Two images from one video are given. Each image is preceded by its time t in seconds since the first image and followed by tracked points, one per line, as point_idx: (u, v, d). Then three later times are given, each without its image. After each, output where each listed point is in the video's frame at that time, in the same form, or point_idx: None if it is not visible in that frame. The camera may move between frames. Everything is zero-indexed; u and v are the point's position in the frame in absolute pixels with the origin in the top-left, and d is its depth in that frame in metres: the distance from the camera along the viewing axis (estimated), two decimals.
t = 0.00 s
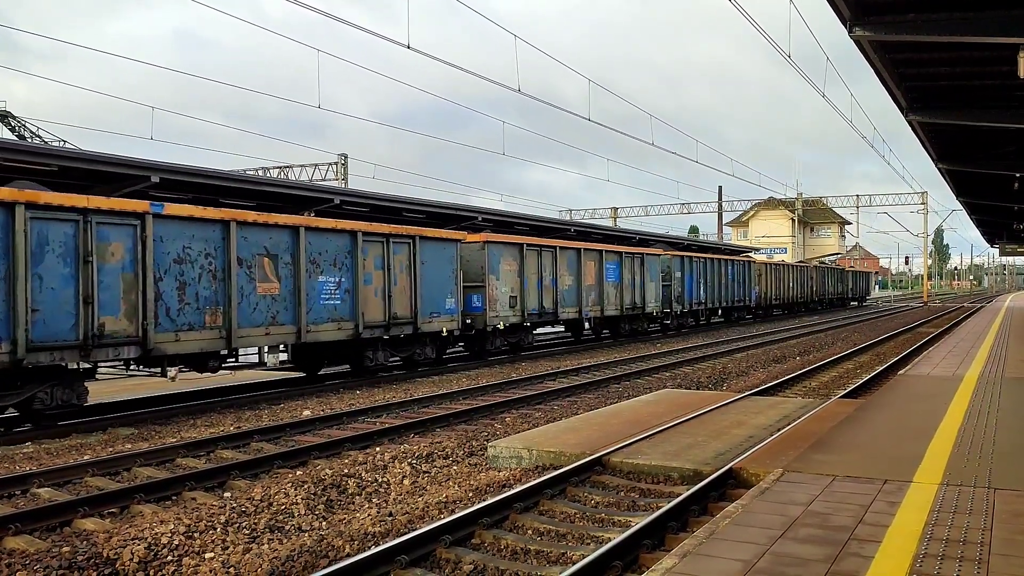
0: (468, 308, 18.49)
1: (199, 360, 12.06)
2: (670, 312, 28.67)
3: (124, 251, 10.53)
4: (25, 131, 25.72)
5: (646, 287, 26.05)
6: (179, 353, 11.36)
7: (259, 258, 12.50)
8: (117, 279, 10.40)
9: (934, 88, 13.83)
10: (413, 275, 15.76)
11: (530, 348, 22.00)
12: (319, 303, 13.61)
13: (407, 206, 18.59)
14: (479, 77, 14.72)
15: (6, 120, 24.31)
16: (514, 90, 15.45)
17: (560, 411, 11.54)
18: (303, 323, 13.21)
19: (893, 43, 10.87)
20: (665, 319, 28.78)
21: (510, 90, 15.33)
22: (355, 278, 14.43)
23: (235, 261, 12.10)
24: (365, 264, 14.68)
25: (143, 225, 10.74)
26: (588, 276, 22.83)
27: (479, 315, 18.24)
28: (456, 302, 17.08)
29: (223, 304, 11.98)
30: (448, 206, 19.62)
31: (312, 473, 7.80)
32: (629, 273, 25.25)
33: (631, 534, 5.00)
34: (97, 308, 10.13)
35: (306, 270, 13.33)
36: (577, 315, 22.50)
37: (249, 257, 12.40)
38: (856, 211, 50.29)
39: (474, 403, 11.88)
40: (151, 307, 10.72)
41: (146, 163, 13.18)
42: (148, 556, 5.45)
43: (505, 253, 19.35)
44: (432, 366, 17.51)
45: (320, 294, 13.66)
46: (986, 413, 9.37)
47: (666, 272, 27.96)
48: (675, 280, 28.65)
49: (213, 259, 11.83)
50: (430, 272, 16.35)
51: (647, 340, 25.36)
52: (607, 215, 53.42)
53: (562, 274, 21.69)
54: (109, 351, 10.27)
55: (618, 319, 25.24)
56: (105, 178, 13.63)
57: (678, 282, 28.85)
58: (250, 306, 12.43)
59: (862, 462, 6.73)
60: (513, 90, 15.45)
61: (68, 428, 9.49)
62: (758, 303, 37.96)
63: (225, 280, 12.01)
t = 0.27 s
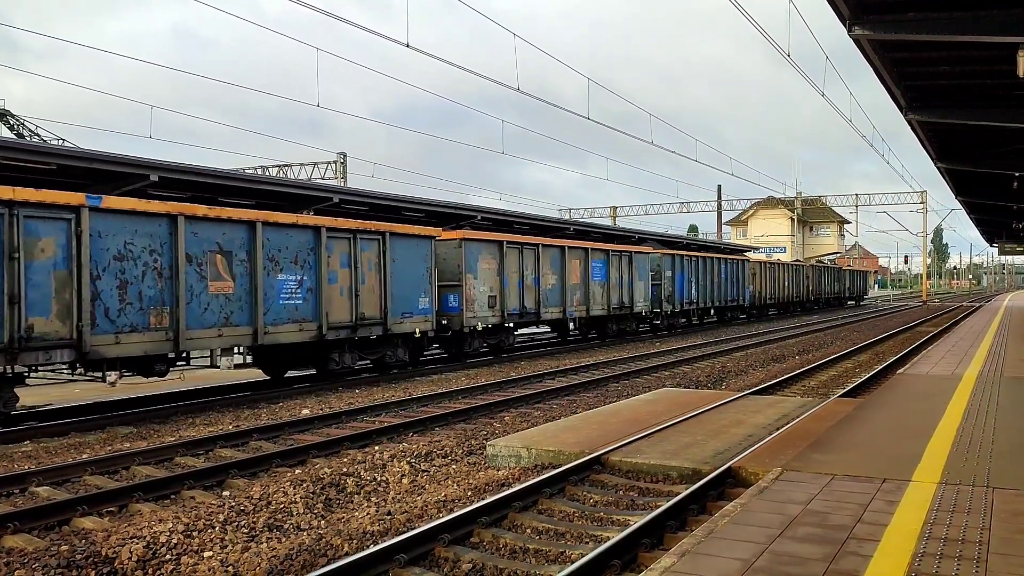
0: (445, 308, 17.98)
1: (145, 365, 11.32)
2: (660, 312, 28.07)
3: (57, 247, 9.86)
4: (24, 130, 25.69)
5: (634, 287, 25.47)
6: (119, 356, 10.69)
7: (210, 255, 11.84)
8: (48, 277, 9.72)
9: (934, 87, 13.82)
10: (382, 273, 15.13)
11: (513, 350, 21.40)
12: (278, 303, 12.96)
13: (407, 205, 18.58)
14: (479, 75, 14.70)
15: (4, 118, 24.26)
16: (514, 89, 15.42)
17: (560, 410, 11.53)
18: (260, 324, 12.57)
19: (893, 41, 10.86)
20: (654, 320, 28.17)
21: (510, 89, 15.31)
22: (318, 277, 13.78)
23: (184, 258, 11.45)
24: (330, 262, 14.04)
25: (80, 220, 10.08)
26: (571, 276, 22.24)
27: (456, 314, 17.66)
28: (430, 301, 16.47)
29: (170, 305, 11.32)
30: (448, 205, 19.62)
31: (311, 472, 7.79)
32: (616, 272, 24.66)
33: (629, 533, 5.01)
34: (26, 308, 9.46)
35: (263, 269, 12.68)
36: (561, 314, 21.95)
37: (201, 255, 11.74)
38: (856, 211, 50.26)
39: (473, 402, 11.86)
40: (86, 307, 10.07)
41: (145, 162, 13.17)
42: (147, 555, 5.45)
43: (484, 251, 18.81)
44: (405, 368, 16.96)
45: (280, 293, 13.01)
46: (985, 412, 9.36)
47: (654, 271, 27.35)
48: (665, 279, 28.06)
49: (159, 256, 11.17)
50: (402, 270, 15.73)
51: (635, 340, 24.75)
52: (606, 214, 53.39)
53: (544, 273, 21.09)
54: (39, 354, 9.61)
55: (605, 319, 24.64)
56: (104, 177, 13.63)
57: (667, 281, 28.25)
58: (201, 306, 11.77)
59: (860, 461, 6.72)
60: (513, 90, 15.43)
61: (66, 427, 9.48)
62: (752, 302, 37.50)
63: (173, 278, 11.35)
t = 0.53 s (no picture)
0: (419, 308, 17.44)
1: (82, 369, 10.68)
2: (649, 313, 27.44)
3: None
4: (23, 129, 25.70)
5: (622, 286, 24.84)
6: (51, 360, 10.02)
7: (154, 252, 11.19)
8: None
9: (933, 86, 13.82)
10: (348, 272, 14.57)
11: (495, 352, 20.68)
12: (231, 302, 12.35)
13: (406, 204, 18.58)
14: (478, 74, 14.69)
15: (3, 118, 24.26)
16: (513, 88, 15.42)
17: (558, 409, 11.53)
18: (213, 325, 11.96)
19: (892, 41, 10.88)
20: (644, 320, 27.56)
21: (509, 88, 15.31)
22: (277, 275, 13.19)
23: (126, 255, 10.79)
24: (292, 259, 13.47)
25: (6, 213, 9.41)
26: (555, 275, 21.61)
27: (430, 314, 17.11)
28: (402, 301, 15.95)
29: (110, 305, 10.65)
30: (447, 204, 19.63)
31: (310, 470, 7.79)
32: (602, 271, 24.05)
33: (628, 531, 5.02)
34: None
35: (216, 267, 12.06)
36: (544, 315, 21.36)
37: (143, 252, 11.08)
38: (855, 210, 50.27)
39: (472, 401, 11.85)
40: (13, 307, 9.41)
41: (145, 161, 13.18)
42: (145, 554, 5.45)
43: (462, 249, 18.21)
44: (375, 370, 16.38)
45: (234, 292, 12.42)
46: (984, 412, 9.38)
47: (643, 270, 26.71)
48: (654, 278, 27.45)
49: (97, 253, 10.50)
50: (369, 268, 15.14)
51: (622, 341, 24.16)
52: (605, 213, 53.37)
53: (526, 272, 20.52)
54: None
55: (591, 320, 24.07)
56: (103, 176, 13.63)
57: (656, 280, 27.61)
58: (145, 306, 11.12)
59: (858, 460, 6.74)
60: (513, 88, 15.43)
61: (66, 426, 9.49)
62: (746, 302, 37.04)
63: (113, 276, 10.69)
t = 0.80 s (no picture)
0: (391, 309, 16.30)
1: (12, 375, 9.86)
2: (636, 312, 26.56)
3: None
4: (22, 128, 25.69)
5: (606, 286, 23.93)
6: None
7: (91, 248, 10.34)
8: None
9: (932, 86, 13.83)
10: (312, 271, 13.69)
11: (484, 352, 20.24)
12: (179, 303, 11.46)
13: (405, 203, 18.58)
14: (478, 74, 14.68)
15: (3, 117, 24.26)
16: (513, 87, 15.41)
17: (557, 408, 11.53)
18: (160, 328, 11.11)
19: (891, 41, 10.90)
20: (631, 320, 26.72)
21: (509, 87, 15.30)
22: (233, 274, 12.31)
23: (59, 252, 9.95)
24: (248, 257, 12.54)
25: None
26: (537, 273, 20.59)
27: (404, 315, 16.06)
28: (371, 301, 15.09)
29: (42, 306, 9.82)
30: (447, 204, 19.64)
31: (309, 470, 7.79)
32: (588, 270, 23.06)
33: (627, 530, 5.03)
34: None
35: (162, 265, 11.19)
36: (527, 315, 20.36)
37: (79, 249, 10.23)
38: (855, 210, 50.27)
39: (470, 400, 11.84)
40: None
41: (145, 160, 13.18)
42: (145, 552, 5.45)
43: (438, 246, 17.04)
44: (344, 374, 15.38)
45: (183, 292, 11.54)
46: (983, 411, 9.38)
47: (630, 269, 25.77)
48: (642, 277, 26.58)
49: (26, 249, 9.67)
50: (335, 267, 14.24)
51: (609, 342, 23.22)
52: (604, 212, 53.36)
53: (507, 270, 19.44)
54: None
55: (578, 320, 23.07)
56: (102, 175, 13.63)
57: (644, 279, 26.70)
58: (83, 308, 10.27)
59: (857, 459, 6.75)
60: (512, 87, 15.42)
61: (65, 425, 9.49)
62: (740, 301, 36.55)
63: (45, 275, 9.86)
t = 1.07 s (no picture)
0: (362, 310, 15.47)
1: None
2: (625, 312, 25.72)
3: None
4: (22, 128, 25.66)
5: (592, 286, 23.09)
6: None
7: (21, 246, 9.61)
8: None
9: (932, 86, 13.83)
10: (272, 270, 12.89)
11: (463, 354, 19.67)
12: (120, 305, 10.70)
13: (405, 203, 18.57)
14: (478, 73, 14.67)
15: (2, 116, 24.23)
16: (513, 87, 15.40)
17: (557, 408, 11.53)
18: (99, 332, 10.35)
19: (891, 40, 10.90)
20: (619, 321, 25.90)
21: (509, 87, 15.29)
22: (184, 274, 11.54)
23: None
24: (200, 256, 11.77)
25: None
26: (519, 273, 19.72)
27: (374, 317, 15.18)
28: (338, 302, 14.31)
29: None
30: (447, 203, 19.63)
31: (309, 469, 7.79)
32: (573, 270, 22.20)
33: (626, 530, 5.03)
34: None
35: (101, 264, 10.43)
36: (508, 317, 19.48)
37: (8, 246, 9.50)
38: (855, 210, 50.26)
39: (470, 400, 11.83)
40: None
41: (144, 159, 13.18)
42: (145, 552, 5.45)
43: (412, 244, 16.12)
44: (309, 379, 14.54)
45: (125, 293, 10.78)
46: (983, 411, 9.38)
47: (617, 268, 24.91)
48: (631, 276, 25.74)
49: None
50: (297, 266, 13.45)
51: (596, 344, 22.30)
52: (604, 212, 53.34)
53: (487, 269, 18.56)
54: None
55: (563, 321, 22.17)
56: (102, 175, 13.63)
57: (633, 279, 25.87)
58: (12, 310, 9.54)
59: (857, 459, 6.75)
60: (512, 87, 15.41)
61: (65, 424, 9.50)
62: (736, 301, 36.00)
63: None
